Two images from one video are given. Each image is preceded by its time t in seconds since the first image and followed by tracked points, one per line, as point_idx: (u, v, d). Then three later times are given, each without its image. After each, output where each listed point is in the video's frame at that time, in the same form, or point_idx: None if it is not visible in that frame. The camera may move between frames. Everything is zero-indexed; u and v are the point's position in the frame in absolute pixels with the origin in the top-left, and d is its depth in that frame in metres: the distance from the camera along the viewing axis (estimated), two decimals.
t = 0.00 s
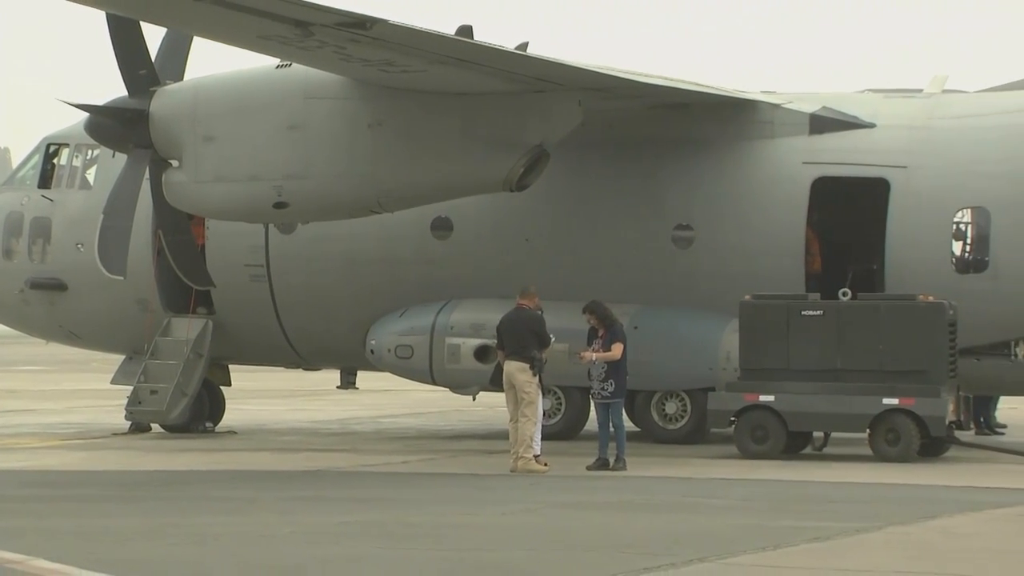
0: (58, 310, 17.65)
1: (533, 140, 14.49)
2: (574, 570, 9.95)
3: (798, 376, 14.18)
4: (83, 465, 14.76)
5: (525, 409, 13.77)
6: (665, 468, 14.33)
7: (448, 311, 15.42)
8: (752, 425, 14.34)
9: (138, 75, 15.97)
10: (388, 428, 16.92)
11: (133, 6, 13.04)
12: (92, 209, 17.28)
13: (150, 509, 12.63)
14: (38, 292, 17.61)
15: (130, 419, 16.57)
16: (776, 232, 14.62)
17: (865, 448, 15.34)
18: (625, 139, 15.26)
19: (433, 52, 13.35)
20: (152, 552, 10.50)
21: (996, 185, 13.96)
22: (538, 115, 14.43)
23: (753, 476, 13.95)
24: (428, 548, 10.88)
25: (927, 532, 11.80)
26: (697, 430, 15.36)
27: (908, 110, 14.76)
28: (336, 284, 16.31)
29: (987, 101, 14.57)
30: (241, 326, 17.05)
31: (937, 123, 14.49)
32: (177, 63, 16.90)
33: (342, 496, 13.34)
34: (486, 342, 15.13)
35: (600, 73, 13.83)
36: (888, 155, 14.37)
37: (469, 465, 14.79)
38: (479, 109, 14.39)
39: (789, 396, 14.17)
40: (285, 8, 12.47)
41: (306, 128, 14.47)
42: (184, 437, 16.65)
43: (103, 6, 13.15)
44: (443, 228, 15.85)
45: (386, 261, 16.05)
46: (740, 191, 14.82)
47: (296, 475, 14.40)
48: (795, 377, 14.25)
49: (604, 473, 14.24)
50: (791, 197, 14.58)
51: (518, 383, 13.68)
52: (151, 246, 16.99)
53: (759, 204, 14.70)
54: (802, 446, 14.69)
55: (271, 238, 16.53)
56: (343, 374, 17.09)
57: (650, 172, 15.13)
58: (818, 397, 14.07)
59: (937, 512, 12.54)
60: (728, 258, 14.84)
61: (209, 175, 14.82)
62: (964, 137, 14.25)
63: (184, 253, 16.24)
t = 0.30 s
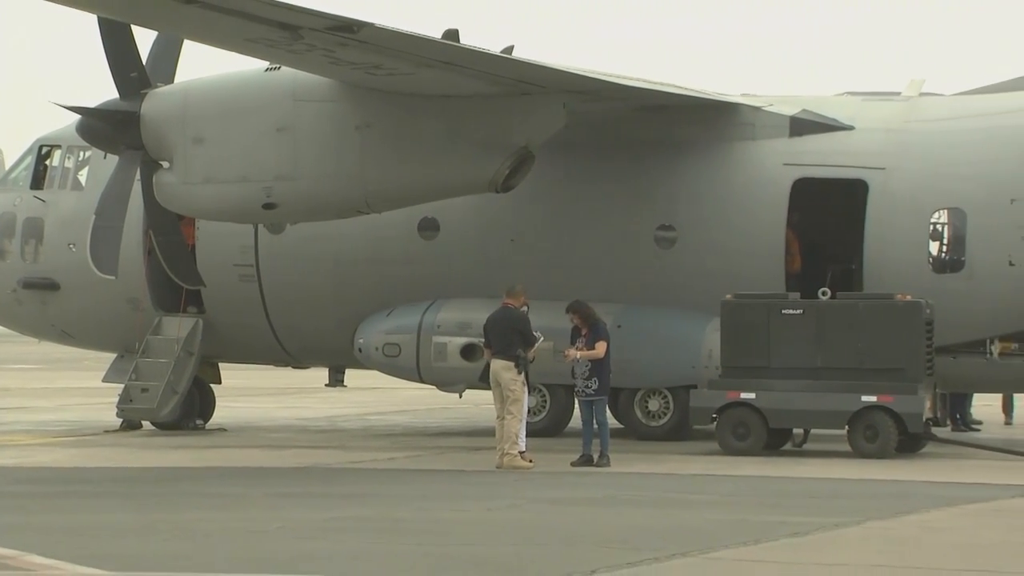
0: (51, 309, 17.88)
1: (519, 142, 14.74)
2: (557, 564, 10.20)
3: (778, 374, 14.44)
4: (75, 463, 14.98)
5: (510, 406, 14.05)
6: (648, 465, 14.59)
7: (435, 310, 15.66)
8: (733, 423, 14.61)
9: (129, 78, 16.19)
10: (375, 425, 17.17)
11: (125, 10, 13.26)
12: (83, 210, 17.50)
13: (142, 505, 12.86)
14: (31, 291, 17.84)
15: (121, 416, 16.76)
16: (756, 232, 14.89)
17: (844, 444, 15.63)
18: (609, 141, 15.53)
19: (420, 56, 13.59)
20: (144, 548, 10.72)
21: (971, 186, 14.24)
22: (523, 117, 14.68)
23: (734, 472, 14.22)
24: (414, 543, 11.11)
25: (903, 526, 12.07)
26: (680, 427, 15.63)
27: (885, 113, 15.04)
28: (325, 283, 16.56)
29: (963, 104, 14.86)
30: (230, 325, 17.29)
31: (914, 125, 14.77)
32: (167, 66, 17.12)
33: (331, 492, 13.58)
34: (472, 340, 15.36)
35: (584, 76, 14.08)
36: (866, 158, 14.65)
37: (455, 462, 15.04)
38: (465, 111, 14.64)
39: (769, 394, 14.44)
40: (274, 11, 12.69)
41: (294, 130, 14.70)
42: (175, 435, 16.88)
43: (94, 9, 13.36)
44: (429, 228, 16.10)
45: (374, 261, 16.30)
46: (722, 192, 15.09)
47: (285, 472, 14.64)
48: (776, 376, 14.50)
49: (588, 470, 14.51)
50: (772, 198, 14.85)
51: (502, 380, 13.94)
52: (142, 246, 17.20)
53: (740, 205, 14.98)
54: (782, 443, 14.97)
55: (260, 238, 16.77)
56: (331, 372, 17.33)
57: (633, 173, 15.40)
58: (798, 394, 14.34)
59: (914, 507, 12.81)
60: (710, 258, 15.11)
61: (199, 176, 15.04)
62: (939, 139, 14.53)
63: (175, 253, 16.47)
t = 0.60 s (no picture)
0: (42, 309, 18.06)
1: (505, 144, 14.93)
2: (541, 560, 10.39)
3: (761, 373, 14.65)
4: (67, 461, 15.15)
5: (498, 405, 14.24)
6: (632, 463, 14.81)
7: (423, 310, 15.87)
8: (716, 421, 14.82)
9: (120, 81, 16.36)
10: (364, 424, 17.37)
11: (116, 14, 13.43)
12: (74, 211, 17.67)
13: (134, 502, 13.04)
14: (23, 291, 18.02)
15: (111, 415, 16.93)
16: (739, 233, 15.12)
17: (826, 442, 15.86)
18: (594, 143, 15.74)
19: (407, 59, 13.77)
20: (136, 545, 10.90)
21: (950, 188, 14.46)
22: (510, 120, 14.87)
23: (717, 469, 14.45)
24: (402, 540, 11.31)
25: (882, 523, 12.29)
26: (664, 425, 15.85)
27: (867, 116, 15.26)
28: (314, 283, 16.76)
29: (942, 108, 15.10)
30: (220, 324, 17.49)
31: (895, 128, 14.99)
32: (158, 68, 17.29)
33: (319, 490, 13.77)
34: (460, 340, 15.55)
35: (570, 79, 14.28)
36: (847, 160, 14.88)
37: (442, 459, 15.25)
38: (452, 114, 14.83)
39: (752, 392, 14.65)
40: (264, 15, 12.86)
41: (283, 132, 14.89)
42: (165, 433, 17.06)
43: (86, 12, 13.54)
44: (417, 229, 16.31)
45: (363, 261, 16.50)
46: (705, 194, 15.32)
47: (275, 470, 14.83)
48: (758, 374, 14.72)
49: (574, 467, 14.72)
50: (754, 200, 15.08)
51: (489, 380, 14.14)
52: (133, 247, 17.38)
53: (723, 207, 15.21)
54: (765, 441, 15.19)
55: (249, 239, 16.96)
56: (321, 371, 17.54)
57: (618, 175, 15.62)
58: (780, 393, 14.55)
59: (894, 504, 13.04)
60: (694, 259, 15.34)
61: (189, 177, 15.22)
62: (919, 142, 14.77)
63: (165, 253, 16.65)
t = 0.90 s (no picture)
0: (36, 309, 18.29)
1: (493, 147, 15.18)
2: (527, 555, 10.64)
3: (743, 371, 14.91)
4: (62, 459, 15.37)
5: (483, 403, 14.49)
6: (618, 460, 15.08)
7: (411, 310, 16.13)
8: (699, 418, 15.08)
9: (113, 84, 16.59)
10: (353, 421, 17.62)
11: (110, 17, 13.65)
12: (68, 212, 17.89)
13: (128, 499, 13.26)
14: (17, 291, 18.25)
15: (105, 413, 17.14)
16: (722, 234, 15.40)
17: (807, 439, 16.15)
18: (580, 146, 16.01)
19: (396, 63, 14.00)
20: (130, 541, 11.13)
21: (929, 190, 14.73)
22: (496, 123, 15.12)
23: (700, 466, 14.72)
24: (391, 535, 11.55)
25: (862, 518, 12.56)
26: (648, 423, 16.12)
27: (848, 118, 15.54)
28: (304, 283, 17.02)
29: (921, 111, 15.38)
30: (212, 323, 17.74)
31: (875, 131, 15.27)
32: (150, 71, 17.51)
33: (310, 486, 14.01)
34: (447, 339, 15.80)
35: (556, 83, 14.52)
36: (828, 162, 15.16)
37: (431, 456, 15.50)
38: (440, 116, 15.08)
39: (734, 390, 14.90)
40: (256, 19, 13.08)
41: (274, 134, 15.13)
42: (158, 431, 17.29)
43: (80, 17, 13.77)
44: (406, 230, 16.58)
45: (352, 261, 16.77)
46: (688, 196, 15.59)
47: (266, 467, 15.07)
48: (741, 373, 14.98)
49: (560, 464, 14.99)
50: (737, 202, 15.37)
51: (474, 378, 14.39)
52: (126, 247, 17.62)
53: (707, 208, 15.49)
54: (747, 438, 15.45)
55: (241, 240, 17.22)
56: (311, 369, 17.79)
57: (603, 177, 15.90)
58: (763, 391, 14.82)
59: (874, 500, 13.31)
60: (678, 258, 15.62)
61: (181, 179, 15.45)
62: (899, 144, 15.04)
63: (158, 254, 16.89)
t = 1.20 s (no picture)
0: (28, 308, 18.51)
1: (479, 149, 15.42)
2: (512, 550, 10.90)
3: (724, 369, 15.18)
4: (54, 456, 15.59)
5: (467, 401, 14.76)
6: (602, 456, 15.34)
7: (398, 309, 16.38)
8: (682, 415, 15.34)
9: (105, 86, 16.81)
10: (342, 419, 17.87)
11: (101, 21, 13.86)
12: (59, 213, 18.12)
13: (120, 496, 13.49)
14: (9, 291, 18.47)
15: (96, 410, 17.37)
16: (704, 235, 15.68)
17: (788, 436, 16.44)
18: (565, 147, 16.28)
19: (383, 66, 14.23)
20: (124, 537, 11.36)
21: (907, 191, 15.00)
22: (482, 125, 15.36)
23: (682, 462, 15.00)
24: (380, 531, 11.80)
25: (841, 514, 12.84)
26: (632, 420, 16.39)
27: (827, 121, 15.80)
28: (293, 283, 17.29)
29: (900, 114, 15.65)
30: (202, 322, 17.98)
31: (854, 133, 15.54)
32: (141, 74, 17.74)
33: (300, 483, 14.26)
34: (434, 337, 16.06)
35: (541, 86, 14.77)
36: (808, 164, 15.43)
37: (418, 453, 15.75)
38: (427, 119, 15.32)
39: (716, 388, 15.16)
40: (245, 23, 13.30)
41: (263, 136, 15.36)
42: (148, 428, 17.52)
43: (72, 20, 13.99)
44: (393, 231, 16.85)
45: (341, 261, 17.04)
46: (671, 197, 15.87)
47: (256, 463, 15.31)
48: (722, 371, 15.24)
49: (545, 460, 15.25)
50: (719, 203, 15.65)
51: (459, 377, 14.68)
52: (117, 247, 17.85)
53: (689, 209, 15.77)
54: (729, 435, 15.72)
55: (231, 240, 17.47)
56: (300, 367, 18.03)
57: (588, 179, 16.19)
58: (744, 388, 15.07)
59: (853, 495, 13.59)
60: (661, 258, 15.90)
61: (172, 180, 15.68)
62: (878, 147, 15.31)
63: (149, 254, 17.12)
